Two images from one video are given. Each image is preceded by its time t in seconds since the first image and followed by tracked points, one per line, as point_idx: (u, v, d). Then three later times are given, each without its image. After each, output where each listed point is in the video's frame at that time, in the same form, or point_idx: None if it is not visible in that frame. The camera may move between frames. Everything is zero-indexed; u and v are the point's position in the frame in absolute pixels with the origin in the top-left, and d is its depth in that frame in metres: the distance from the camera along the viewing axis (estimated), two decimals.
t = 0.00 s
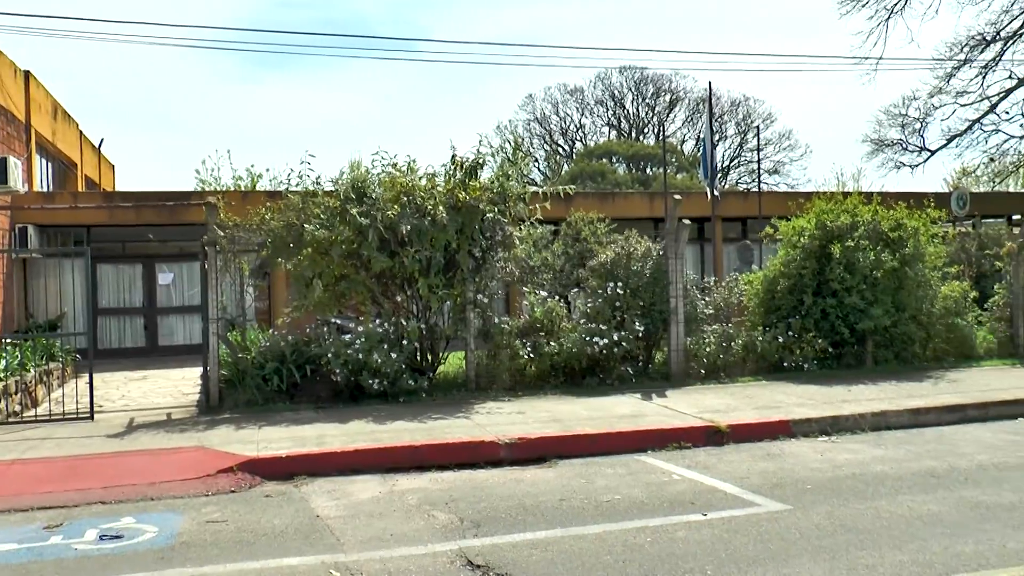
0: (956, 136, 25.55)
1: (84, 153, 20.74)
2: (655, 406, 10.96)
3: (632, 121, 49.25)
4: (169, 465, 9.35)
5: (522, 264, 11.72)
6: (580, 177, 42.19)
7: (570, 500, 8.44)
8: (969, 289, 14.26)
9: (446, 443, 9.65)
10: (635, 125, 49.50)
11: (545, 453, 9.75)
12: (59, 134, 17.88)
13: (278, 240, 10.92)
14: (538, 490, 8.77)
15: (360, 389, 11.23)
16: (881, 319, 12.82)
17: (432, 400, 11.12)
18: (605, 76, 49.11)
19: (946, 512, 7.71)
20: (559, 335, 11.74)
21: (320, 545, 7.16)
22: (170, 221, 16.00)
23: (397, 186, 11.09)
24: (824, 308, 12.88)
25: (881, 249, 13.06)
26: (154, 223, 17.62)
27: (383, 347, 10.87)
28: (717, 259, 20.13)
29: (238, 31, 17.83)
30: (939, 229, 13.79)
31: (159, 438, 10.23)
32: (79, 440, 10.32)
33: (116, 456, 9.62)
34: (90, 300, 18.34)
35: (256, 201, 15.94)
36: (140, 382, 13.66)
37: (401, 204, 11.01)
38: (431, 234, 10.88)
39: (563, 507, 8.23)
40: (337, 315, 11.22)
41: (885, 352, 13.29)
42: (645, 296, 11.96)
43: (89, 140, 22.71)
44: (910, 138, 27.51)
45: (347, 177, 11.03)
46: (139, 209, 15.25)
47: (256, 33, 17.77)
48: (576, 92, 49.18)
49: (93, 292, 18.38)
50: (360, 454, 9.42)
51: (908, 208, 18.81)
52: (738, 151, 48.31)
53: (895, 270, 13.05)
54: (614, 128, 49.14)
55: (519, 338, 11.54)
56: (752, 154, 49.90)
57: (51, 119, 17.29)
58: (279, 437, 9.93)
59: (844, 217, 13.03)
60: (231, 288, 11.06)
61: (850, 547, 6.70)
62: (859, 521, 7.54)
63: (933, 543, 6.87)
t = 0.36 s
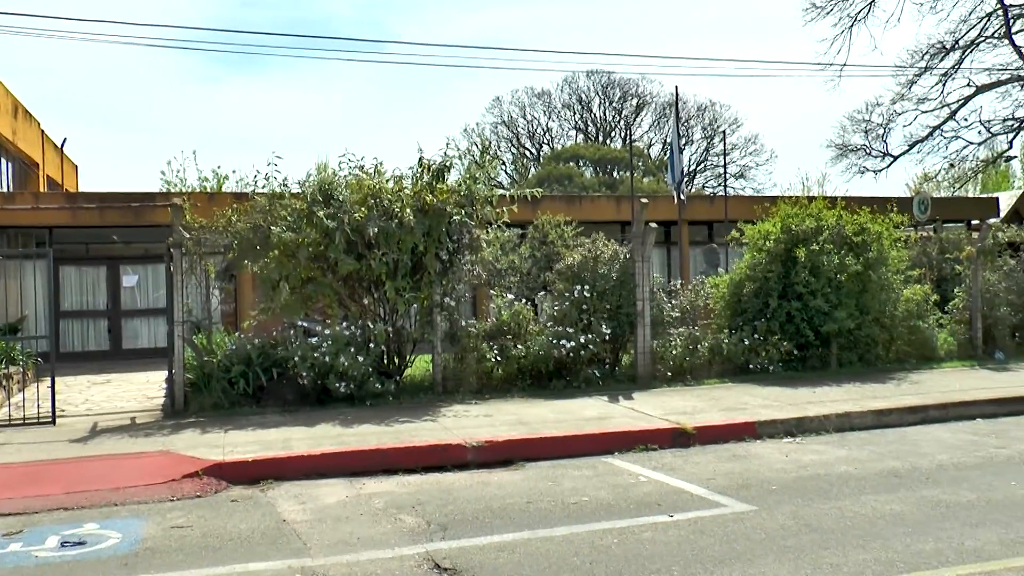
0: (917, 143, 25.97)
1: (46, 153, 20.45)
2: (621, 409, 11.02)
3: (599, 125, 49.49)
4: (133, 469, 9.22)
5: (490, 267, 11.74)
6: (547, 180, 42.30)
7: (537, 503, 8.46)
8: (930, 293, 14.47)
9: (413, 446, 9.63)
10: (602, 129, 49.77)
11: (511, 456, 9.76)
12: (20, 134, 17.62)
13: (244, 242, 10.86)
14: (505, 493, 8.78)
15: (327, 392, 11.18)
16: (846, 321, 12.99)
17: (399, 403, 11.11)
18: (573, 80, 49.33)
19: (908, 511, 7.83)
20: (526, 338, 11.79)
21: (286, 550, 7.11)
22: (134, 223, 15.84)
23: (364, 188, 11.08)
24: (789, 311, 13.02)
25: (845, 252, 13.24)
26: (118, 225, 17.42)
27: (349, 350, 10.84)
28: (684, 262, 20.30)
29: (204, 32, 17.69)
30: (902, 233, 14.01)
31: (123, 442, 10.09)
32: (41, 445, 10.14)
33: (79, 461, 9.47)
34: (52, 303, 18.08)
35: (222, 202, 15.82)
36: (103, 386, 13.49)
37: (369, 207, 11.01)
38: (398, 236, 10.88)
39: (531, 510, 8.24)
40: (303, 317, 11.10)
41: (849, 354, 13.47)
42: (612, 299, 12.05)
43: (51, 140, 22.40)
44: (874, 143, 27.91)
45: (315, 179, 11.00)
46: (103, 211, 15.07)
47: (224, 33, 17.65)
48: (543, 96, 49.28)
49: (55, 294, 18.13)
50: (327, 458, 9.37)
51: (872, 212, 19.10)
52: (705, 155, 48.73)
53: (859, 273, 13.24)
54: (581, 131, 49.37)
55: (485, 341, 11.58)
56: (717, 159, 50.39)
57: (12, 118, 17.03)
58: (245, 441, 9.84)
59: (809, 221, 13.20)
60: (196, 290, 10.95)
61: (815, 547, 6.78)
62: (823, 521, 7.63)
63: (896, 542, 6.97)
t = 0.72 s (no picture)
0: (880, 149, 26.37)
1: (6, 153, 20.15)
2: (589, 411, 11.07)
3: (566, 129, 49.68)
4: (96, 475, 9.08)
5: (457, 270, 11.80)
6: (514, 183, 42.36)
7: (505, 505, 8.47)
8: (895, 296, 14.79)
9: (381, 449, 9.60)
10: (569, 133, 49.94)
11: (478, 459, 9.76)
12: None
13: (211, 244, 10.78)
14: (473, 496, 8.78)
15: (294, 396, 11.12)
16: (811, 325, 13.16)
17: (366, 406, 11.07)
18: (542, 84, 49.52)
19: (871, 511, 7.94)
20: (493, 341, 11.83)
21: (253, 555, 7.05)
22: (98, 225, 15.67)
23: (332, 191, 11.06)
24: (755, 315, 13.17)
25: (811, 256, 13.45)
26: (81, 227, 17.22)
27: (317, 353, 10.81)
28: (651, 265, 20.43)
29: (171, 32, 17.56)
30: (866, 238, 14.23)
31: (86, 447, 9.94)
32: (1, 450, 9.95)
33: (41, 467, 9.31)
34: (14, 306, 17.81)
35: (188, 204, 15.71)
36: (65, 391, 13.30)
37: (336, 209, 11.00)
38: (365, 239, 10.88)
39: (498, 512, 8.25)
40: (270, 320, 11.09)
41: (815, 357, 13.63)
42: (579, 302, 12.13)
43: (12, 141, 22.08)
44: (839, 149, 28.28)
45: (282, 181, 10.96)
46: (65, 213, 14.90)
47: (193, 33, 17.45)
48: (512, 99, 49.36)
49: (17, 297, 17.86)
50: (294, 462, 9.31)
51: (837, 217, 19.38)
52: (672, 159, 49.09)
53: (824, 277, 13.43)
54: (548, 135, 49.52)
55: (453, 344, 11.60)
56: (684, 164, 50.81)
57: None
58: (212, 446, 9.75)
59: (775, 226, 13.38)
60: (162, 292, 10.84)
61: (780, 547, 6.86)
62: (788, 521, 7.71)
63: (860, 541, 7.06)
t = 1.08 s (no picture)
0: (846, 152, 26.70)
1: None
2: (557, 413, 11.11)
3: (535, 130, 49.80)
4: (60, 479, 8.95)
5: (425, 271, 11.81)
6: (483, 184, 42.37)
7: (473, 507, 8.47)
8: (860, 298, 14.99)
9: (349, 452, 9.56)
10: (538, 135, 50.06)
11: (447, 461, 9.76)
12: None
13: (177, 246, 10.69)
14: (441, 498, 8.77)
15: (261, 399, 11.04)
16: (778, 326, 13.31)
17: (334, 409, 11.02)
18: (510, 86, 49.63)
19: (837, 510, 8.04)
20: (462, 342, 11.85)
21: (219, 559, 6.99)
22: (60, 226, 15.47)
23: (300, 192, 11.03)
24: (722, 316, 13.31)
25: (777, 258, 13.60)
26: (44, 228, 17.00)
27: (285, 356, 10.75)
28: (620, 267, 20.52)
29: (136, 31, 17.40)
30: (832, 240, 14.42)
31: (50, 451, 9.78)
32: None
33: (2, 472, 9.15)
34: None
35: (153, 206, 15.57)
36: (27, 395, 13.09)
37: (304, 211, 10.96)
38: (333, 240, 10.85)
39: (467, 514, 8.25)
40: (238, 322, 10.96)
41: (782, 358, 13.77)
42: (547, 304, 12.19)
43: None
44: (805, 152, 28.58)
45: (250, 182, 10.90)
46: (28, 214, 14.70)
47: (159, 32, 17.30)
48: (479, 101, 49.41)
49: None
50: (261, 465, 9.24)
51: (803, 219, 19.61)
52: (640, 161, 49.36)
53: (790, 278, 13.58)
54: (516, 137, 49.59)
55: (421, 346, 11.58)
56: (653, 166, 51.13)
57: None
58: (178, 450, 9.65)
59: (742, 228, 13.51)
60: (128, 294, 10.76)
61: (747, 547, 6.92)
62: (754, 520, 7.79)
63: (826, 540, 7.15)
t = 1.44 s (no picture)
0: (814, 154, 27.00)
1: None
2: (527, 414, 11.13)
3: (505, 131, 49.84)
4: (24, 484, 8.81)
5: (395, 272, 11.80)
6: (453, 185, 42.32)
7: (443, 508, 8.46)
8: (828, 299, 15.16)
9: (319, 454, 9.51)
10: (508, 136, 50.08)
11: (417, 463, 9.74)
12: None
13: (145, 247, 10.58)
14: (412, 500, 8.74)
15: (230, 401, 10.96)
16: (747, 326, 13.43)
17: (304, 412, 10.95)
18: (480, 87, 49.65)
19: (805, 508, 8.12)
20: (432, 343, 11.84)
21: (188, 564, 6.93)
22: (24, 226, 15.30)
23: (269, 193, 10.95)
24: (692, 317, 13.42)
25: (747, 259, 13.72)
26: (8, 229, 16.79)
27: (255, 358, 10.67)
28: (589, 268, 20.61)
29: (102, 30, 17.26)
30: (800, 241, 14.57)
31: (13, 455, 9.60)
32: None
33: None
34: None
35: (120, 206, 15.44)
36: None
37: (274, 212, 10.89)
38: (303, 241, 10.78)
39: (438, 515, 8.24)
40: (207, 324, 10.92)
41: (751, 358, 13.89)
42: (517, 305, 12.23)
43: None
44: (774, 155, 28.85)
45: (218, 182, 10.79)
46: None
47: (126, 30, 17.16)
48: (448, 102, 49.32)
49: None
50: (230, 468, 9.16)
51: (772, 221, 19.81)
52: (610, 163, 49.58)
53: (759, 279, 13.71)
54: (487, 138, 49.63)
55: (392, 348, 11.55)
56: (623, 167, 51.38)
57: None
58: (146, 453, 9.54)
59: (712, 229, 13.61)
60: (96, 297, 10.63)
61: (716, 546, 6.97)
62: (723, 520, 7.84)
63: (794, 538, 7.21)
